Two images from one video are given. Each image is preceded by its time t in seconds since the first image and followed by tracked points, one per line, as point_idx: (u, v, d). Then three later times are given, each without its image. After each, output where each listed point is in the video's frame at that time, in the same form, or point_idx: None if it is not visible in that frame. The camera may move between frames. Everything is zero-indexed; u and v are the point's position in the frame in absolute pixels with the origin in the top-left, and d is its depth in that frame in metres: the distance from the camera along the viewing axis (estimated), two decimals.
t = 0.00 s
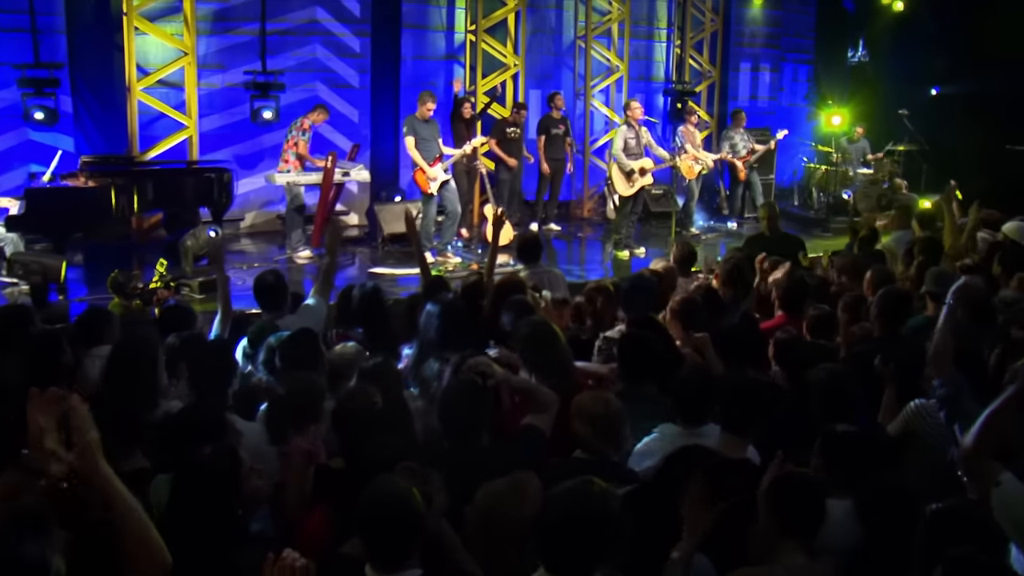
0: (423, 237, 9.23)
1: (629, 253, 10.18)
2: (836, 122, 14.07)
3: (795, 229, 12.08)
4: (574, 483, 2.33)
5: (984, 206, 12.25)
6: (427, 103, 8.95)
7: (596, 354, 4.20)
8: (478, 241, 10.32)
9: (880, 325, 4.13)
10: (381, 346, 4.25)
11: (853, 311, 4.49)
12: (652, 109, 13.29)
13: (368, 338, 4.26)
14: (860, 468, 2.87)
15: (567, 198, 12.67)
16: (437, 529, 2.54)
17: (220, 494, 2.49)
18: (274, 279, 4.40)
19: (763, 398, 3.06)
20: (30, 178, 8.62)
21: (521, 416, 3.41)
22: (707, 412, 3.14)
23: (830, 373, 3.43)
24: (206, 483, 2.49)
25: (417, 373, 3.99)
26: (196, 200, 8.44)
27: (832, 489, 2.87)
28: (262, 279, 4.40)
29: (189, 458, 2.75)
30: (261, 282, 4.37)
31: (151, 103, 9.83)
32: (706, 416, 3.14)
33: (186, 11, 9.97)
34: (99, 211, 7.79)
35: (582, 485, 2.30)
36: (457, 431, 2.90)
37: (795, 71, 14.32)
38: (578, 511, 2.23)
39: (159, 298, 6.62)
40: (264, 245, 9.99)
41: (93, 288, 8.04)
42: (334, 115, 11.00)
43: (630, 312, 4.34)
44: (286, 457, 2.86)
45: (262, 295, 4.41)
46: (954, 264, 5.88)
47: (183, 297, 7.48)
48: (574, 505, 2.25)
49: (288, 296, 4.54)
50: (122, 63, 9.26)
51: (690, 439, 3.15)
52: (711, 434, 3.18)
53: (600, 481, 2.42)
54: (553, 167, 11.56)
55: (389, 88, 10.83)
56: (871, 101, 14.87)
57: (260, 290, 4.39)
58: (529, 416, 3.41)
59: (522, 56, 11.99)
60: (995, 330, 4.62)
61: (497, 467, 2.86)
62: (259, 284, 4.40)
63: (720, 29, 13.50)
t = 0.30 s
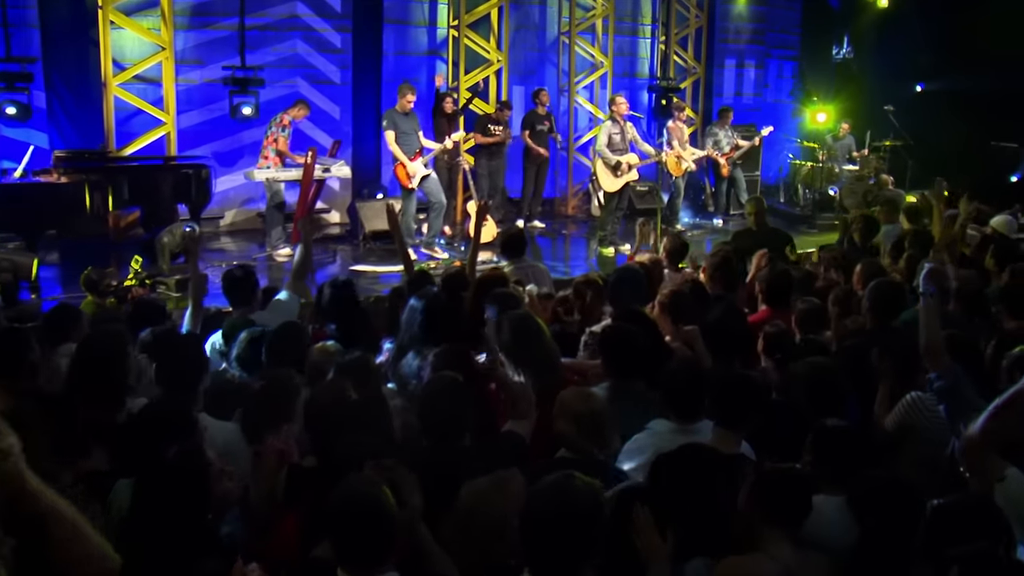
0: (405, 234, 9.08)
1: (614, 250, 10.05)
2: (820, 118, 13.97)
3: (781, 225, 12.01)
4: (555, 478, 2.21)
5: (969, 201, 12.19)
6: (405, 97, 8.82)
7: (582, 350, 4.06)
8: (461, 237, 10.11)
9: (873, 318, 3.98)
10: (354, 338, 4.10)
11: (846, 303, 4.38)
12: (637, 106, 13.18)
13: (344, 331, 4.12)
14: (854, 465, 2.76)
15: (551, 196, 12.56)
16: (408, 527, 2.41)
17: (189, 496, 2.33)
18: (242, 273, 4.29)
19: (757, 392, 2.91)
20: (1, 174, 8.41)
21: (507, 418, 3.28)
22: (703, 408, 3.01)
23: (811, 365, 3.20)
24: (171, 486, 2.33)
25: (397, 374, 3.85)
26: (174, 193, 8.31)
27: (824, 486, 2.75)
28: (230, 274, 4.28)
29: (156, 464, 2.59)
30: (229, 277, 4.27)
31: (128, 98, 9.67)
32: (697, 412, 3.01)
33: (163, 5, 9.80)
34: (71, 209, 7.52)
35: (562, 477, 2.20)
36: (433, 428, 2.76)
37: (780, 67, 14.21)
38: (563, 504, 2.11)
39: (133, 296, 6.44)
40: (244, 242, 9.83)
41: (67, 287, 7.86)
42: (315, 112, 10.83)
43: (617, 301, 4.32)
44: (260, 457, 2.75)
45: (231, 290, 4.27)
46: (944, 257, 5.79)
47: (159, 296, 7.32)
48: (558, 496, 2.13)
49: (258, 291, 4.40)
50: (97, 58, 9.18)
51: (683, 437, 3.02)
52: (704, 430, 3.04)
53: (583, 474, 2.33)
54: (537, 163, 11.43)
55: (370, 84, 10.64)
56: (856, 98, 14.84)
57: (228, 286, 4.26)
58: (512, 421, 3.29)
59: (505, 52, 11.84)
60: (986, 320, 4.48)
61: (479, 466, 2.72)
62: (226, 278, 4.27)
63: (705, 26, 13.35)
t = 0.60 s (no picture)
0: (387, 231, 8.92)
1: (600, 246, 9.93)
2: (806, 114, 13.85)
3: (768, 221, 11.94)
4: (537, 477, 2.08)
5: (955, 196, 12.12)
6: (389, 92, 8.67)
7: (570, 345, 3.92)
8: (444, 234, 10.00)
9: (869, 311, 3.87)
10: (331, 334, 3.95)
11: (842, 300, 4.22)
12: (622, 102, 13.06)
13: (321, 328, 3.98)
14: (852, 462, 2.64)
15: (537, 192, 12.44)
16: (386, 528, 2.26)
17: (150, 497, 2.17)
18: (212, 266, 4.17)
19: (753, 385, 2.78)
20: None
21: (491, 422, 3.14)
22: (697, 403, 2.88)
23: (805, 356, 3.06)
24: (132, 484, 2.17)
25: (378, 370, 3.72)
26: (152, 189, 8.10)
27: (822, 484, 2.62)
28: (200, 267, 4.16)
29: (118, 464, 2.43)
30: (199, 271, 4.14)
31: (105, 93, 9.45)
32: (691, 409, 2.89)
33: None
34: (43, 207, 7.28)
35: (546, 476, 2.07)
36: (419, 429, 2.63)
37: (764, 64, 14.29)
38: (547, 502, 1.97)
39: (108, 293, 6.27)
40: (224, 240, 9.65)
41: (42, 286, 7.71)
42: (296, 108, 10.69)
43: (606, 297, 4.18)
44: (230, 458, 2.61)
45: (200, 284, 4.14)
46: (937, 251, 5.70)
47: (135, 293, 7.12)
48: (541, 493, 1.99)
49: (230, 286, 4.27)
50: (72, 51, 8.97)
51: (679, 435, 2.92)
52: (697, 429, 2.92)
53: (570, 474, 2.21)
54: (521, 159, 11.35)
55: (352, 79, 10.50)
56: (842, 93, 15.01)
57: (198, 279, 4.14)
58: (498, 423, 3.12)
59: (488, 47, 11.57)
60: (982, 313, 4.38)
61: (462, 466, 2.58)
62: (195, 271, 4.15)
63: (691, 21, 13.21)
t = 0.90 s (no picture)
0: (370, 227, 8.78)
1: (586, 242, 9.83)
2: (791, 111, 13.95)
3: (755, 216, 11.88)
4: (525, 478, 1.95)
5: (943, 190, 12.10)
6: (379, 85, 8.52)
7: (558, 342, 3.84)
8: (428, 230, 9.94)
9: (865, 305, 3.77)
10: (310, 331, 3.81)
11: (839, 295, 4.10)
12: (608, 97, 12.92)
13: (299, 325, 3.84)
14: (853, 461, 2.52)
15: (521, 189, 12.32)
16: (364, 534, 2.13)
17: (113, 503, 2.03)
18: (188, 262, 4.03)
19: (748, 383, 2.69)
20: None
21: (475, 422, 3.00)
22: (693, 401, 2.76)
23: (805, 350, 2.95)
24: (95, 491, 2.04)
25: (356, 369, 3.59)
26: (129, 187, 7.90)
27: (823, 485, 2.51)
28: (175, 264, 4.02)
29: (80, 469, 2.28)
30: (175, 264, 4.00)
31: (82, 88, 9.28)
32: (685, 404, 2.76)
33: None
34: (16, 203, 7.19)
35: (534, 476, 1.95)
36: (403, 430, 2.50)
37: (750, 60, 14.13)
38: (537, 504, 1.84)
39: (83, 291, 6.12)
40: (205, 237, 9.47)
41: (15, 285, 7.59)
42: (278, 103, 10.50)
43: (598, 295, 4.07)
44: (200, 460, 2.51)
45: (175, 283, 4.01)
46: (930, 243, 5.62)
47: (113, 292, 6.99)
48: (530, 494, 1.86)
49: (206, 283, 4.12)
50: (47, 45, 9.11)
51: (676, 437, 2.75)
52: (699, 429, 2.75)
53: (562, 476, 2.08)
54: (506, 155, 11.22)
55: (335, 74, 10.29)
56: (827, 90, 14.81)
57: (171, 274, 4.01)
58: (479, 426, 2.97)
59: (473, 41, 11.49)
60: (980, 305, 4.28)
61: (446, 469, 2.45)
62: (170, 266, 4.02)
63: (675, 16, 13.22)
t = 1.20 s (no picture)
0: (349, 225, 8.63)
1: (567, 239, 9.72)
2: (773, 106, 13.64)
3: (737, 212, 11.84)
4: (514, 488, 1.82)
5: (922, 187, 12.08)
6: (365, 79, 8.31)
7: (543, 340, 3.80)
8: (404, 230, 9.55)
9: (857, 301, 3.68)
10: (284, 332, 3.66)
11: (833, 290, 4.01)
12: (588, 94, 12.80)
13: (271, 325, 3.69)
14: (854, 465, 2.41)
15: (500, 186, 12.20)
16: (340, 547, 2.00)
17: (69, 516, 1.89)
18: (160, 262, 3.87)
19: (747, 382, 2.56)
20: None
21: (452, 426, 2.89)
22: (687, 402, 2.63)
23: (802, 349, 2.85)
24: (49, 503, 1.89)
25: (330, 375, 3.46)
26: (100, 185, 7.71)
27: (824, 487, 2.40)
28: (146, 263, 3.86)
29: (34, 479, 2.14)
30: (146, 263, 3.84)
31: (51, 84, 9.11)
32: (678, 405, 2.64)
33: None
34: None
35: (524, 484, 1.82)
36: (383, 435, 2.37)
37: (730, 55, 13.98)
38: (532, 518, 1.70)
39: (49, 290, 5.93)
40: (178, 236, 9.26)
41: None
42: (253, 100, 10.31)
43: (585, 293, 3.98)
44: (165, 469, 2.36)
45: (146, 281, 3.84)
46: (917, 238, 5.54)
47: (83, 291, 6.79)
48: (523, 502, 1.74)
49: (179, 283, 3.98)
50: (15, 39, 8.87)
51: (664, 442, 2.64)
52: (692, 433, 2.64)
53: (550, 483, 1.97)
54: (484, 152, 11.09)
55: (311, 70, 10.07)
56: (808, 83, 14.88)
57: (143, 274, 3.84)
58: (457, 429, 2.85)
59: (451, 36, 11.37)
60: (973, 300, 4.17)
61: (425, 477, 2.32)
62: (139, 267, 3.85)
63: (655, 11, 13.16)
